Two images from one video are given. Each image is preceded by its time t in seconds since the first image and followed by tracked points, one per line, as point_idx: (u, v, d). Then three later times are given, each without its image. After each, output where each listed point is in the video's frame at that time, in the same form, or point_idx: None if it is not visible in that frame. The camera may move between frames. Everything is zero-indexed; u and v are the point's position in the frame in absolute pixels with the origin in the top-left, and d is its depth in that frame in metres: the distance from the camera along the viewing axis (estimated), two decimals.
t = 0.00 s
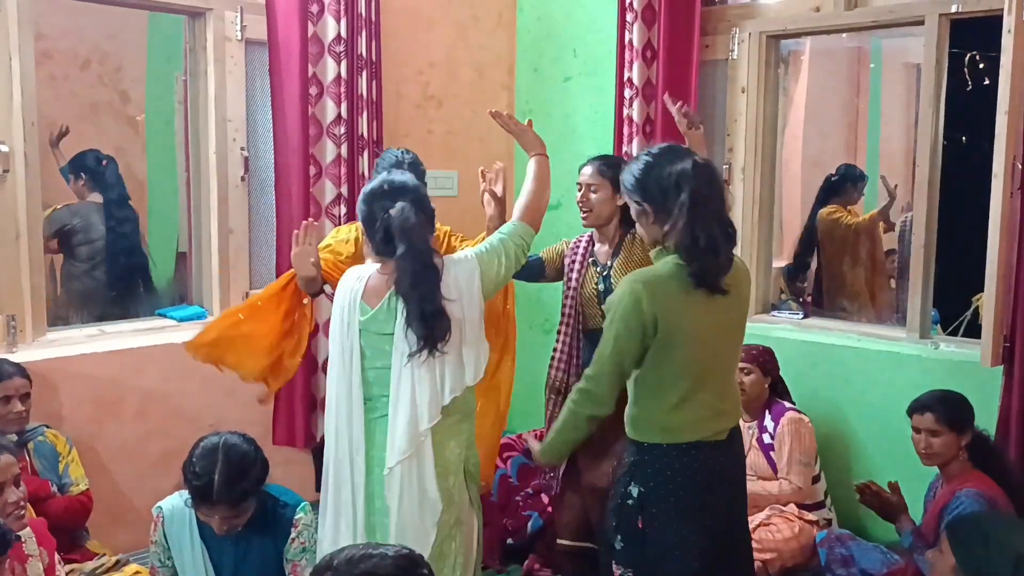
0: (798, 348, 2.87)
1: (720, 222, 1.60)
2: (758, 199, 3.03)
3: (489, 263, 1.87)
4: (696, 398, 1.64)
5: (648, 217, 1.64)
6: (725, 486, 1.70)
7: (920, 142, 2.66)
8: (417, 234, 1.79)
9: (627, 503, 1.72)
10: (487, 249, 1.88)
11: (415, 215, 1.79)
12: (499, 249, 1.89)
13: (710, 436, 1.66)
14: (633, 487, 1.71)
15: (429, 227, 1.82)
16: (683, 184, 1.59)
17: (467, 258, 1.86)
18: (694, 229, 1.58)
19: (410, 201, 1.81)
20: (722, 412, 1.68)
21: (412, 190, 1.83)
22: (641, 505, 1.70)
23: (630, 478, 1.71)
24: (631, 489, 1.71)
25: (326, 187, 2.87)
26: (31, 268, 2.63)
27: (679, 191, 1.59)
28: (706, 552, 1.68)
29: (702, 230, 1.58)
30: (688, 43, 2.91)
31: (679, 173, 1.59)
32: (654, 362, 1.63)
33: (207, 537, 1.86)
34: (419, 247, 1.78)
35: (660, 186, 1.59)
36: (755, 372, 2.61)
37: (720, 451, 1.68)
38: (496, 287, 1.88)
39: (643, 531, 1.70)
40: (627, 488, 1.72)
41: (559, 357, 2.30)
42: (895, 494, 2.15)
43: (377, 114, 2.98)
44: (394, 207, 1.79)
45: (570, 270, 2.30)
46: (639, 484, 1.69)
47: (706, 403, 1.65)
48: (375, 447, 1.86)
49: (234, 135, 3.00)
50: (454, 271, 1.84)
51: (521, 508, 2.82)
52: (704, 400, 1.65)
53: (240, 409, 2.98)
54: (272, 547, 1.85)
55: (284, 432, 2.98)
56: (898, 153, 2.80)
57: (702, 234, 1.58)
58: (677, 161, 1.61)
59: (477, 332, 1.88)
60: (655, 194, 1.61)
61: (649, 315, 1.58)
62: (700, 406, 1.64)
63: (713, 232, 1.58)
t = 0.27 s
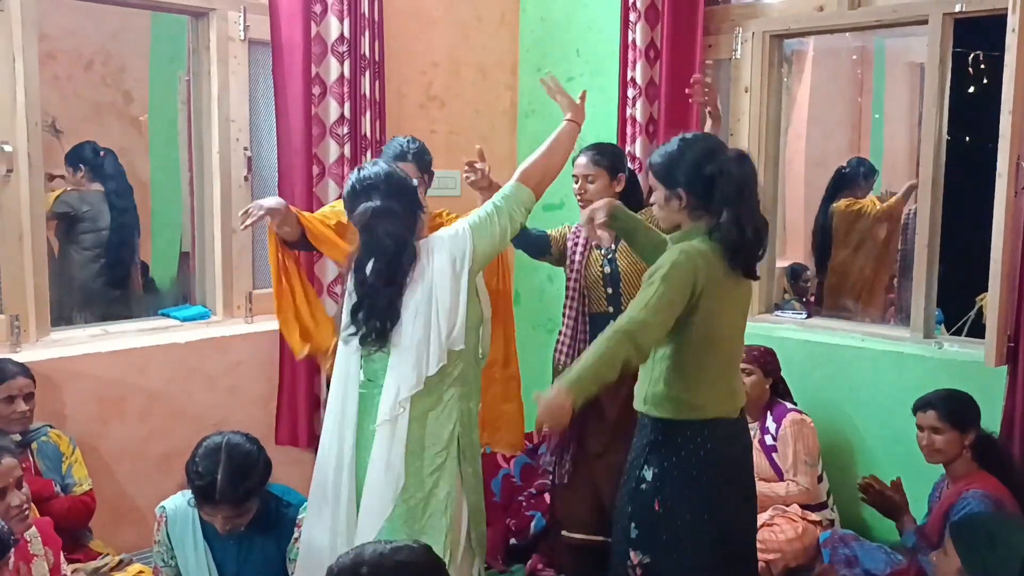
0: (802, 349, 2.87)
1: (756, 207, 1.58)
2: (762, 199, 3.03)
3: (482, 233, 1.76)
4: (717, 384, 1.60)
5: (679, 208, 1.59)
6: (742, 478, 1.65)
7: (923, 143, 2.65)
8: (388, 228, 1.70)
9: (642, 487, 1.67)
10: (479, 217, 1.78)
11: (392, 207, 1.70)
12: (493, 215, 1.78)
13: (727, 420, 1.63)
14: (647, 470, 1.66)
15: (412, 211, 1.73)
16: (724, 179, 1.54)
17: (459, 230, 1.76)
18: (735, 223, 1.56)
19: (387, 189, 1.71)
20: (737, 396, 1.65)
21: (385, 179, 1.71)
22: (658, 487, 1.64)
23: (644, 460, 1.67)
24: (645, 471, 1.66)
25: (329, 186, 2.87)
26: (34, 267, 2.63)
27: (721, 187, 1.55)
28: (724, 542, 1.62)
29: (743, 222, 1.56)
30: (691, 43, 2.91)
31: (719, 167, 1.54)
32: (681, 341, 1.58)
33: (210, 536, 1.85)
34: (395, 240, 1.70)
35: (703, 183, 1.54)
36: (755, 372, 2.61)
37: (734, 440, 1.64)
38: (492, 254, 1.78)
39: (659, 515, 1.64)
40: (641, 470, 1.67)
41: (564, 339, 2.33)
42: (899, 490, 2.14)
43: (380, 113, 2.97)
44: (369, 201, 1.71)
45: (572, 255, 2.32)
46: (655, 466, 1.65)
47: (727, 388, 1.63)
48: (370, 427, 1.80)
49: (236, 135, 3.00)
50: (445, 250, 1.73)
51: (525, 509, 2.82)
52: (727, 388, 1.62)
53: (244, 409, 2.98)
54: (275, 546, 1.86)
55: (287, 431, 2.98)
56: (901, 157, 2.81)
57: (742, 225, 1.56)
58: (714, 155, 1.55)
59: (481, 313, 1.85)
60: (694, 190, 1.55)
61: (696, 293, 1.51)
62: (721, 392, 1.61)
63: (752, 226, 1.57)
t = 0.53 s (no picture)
0: (808, 350, 2.86)
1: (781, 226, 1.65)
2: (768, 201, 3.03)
3: (483, 255, 1.77)
4: (726, 397, 1.62)
5: (704, 222, 1.62)
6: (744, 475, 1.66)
7: (929, 143, 2.65)
8: (380, 246, 1.78)
9: (647, 496, 1.66)
10: (482, 238, 1.78)
11: (386, 226, 1.78)
12: (496, 239, 1.78)
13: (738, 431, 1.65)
14: (656, 480, 1.65)
15: (409, 230, 1.81)
16: (753, 198, 1.60)
17: (460, 249, 1.78)
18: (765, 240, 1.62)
19: (383, 207, 1.79)
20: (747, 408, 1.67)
21: (381, 199, 1.80)
22: (664, 497, 1.64)
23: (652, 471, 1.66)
24: (653, 482, 1.66)
25: (334, 188, 2.87)
26: (41, 268, 2.64)
27: (750, 205, 1.60)
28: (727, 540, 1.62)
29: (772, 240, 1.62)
30: (696, 44, 2.90)
31: (749, 187, 1.61)
32: (693, 358, 1.61)
33: (216, 537, 1.86)
34: (389, 254, 1.78)
35: (730, 198, 1.60)
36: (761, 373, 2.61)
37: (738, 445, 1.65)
38: (493, 277, 1.78)
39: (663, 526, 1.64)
40: (649, 481, 1.66)
41: (566, 360, 2.39)
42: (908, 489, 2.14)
43: (385, 114, 2.98)
44: (366, 219, 1.80)
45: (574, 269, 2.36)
46: (663, 478, 1.64)
47: (737, 400, 1.65)
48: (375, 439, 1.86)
49: (242, 136, 3.01)
50: (441, 269, 1.76)
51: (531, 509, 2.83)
52: (735, 399, 1.64)
53: (250, 410, 2.99)
54: (280, 546, 1.86)
55: (293, 432, 2.98)
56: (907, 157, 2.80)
57: (769, 241, 1.62)
58: (744, 175, 1.61)
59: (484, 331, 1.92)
60: (721, 206, 1.60)
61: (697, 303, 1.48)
62: (729, 405, 1.63)
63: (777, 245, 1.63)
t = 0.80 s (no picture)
0: (812, 353, 2.86)
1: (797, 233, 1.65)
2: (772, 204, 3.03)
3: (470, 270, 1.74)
4: (722, 399, 1.62)
5: (716, 224, 1.63)
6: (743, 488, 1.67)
7: (932, 146, 2.66)
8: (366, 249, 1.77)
9: (647, 502, 1.67)
10: (469, 258, 1.75)
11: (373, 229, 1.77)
12: (484, 262, 1.74)
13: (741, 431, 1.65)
14: (654, 487, 1.66)
15: (400, 240, 1.81)
16: (769, 202, 1.61)
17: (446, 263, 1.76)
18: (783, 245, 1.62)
19: (374, 211, 1.79)
20: (750, 408, 1.66)
21: (373, 203, 1.79)
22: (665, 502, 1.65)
23: (650, 478, 1.67)
24: (652, 488, 1.66)
25: (338, 191, 2.87)
26: (45, 271, 2.65)
27: (765, 209, 1.61)
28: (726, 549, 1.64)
29: (789, 244, 1.62)
30: (699, 47, 2.91)
31: (765, 190, 1.61)
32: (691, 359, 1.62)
33: (220, 539, 1.87)
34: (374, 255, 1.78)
35: (745, 201, 1.61)
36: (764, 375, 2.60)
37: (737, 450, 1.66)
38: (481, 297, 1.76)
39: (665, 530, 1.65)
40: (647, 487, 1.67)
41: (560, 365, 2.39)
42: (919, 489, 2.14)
43: (388, 117, 2.98)
44: (355, 218, 1.80)
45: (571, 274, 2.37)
46: (662, 484, 1.65)
47: (737, 402, 1.64)
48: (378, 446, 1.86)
49: (246, 139, 3.02)
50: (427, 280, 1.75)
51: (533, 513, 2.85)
52: (735, 400, 1.64)
53: (254, 413, 2.99)
54: (284, 548, 1.86)
55: (296, 435, 2.98)
56: (911, 156, 2.78)
57: (784, 246, 1.62)
58: (762, 178, 1.62)
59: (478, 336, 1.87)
60: (736, 207, 1.61)
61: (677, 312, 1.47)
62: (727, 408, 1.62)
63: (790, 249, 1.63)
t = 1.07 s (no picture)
0: (812, 353, 2.86)
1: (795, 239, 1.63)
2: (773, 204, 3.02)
3: (456, 246, 1.75)
4: (701, 390, 1.62)
5: (716, 217, 1.62)
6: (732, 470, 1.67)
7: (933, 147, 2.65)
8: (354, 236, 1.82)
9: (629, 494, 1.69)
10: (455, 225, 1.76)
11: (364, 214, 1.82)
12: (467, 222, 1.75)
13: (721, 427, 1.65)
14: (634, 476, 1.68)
15: (390, 219, 1.84)
16: (772, 204, 1.59)
17: (432, 241, 1.76)
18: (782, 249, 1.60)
19: (365, 197, 1.83)
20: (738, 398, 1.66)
21: (363, 188, 1.84)
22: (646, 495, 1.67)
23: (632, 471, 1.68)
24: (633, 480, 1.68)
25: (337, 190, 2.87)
26: (45, 271, 2.65)
27: (766, 210, 1.59)
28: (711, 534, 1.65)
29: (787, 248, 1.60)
30: (700, 48, 2.91)
31: (770, 192, 1.59)
32: (683, 349, 1.61)
33: (219, 540, 1.86)
34: (365, 242, 1.82)
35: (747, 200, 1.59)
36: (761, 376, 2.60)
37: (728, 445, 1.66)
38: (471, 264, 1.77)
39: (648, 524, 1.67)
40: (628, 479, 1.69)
41: (554, 341, 2.39)
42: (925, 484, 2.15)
43: (388, 117, 2.98)
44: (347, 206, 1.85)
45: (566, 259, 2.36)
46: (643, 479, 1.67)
47: (718, 397, 1.63)
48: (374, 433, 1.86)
49: (246, 139, 3.02)
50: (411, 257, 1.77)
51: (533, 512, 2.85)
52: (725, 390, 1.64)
53: (253, 413, 2.99)
54: (283, 549, 1.85)
55: (296, 435, 2.99)
56: (911, 159, 2.79)
57: (780, 249, 1.60)
58: (769, 179, 1.59)
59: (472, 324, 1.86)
60: (738, 205, 1.60)
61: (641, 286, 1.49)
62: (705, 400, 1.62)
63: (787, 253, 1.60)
